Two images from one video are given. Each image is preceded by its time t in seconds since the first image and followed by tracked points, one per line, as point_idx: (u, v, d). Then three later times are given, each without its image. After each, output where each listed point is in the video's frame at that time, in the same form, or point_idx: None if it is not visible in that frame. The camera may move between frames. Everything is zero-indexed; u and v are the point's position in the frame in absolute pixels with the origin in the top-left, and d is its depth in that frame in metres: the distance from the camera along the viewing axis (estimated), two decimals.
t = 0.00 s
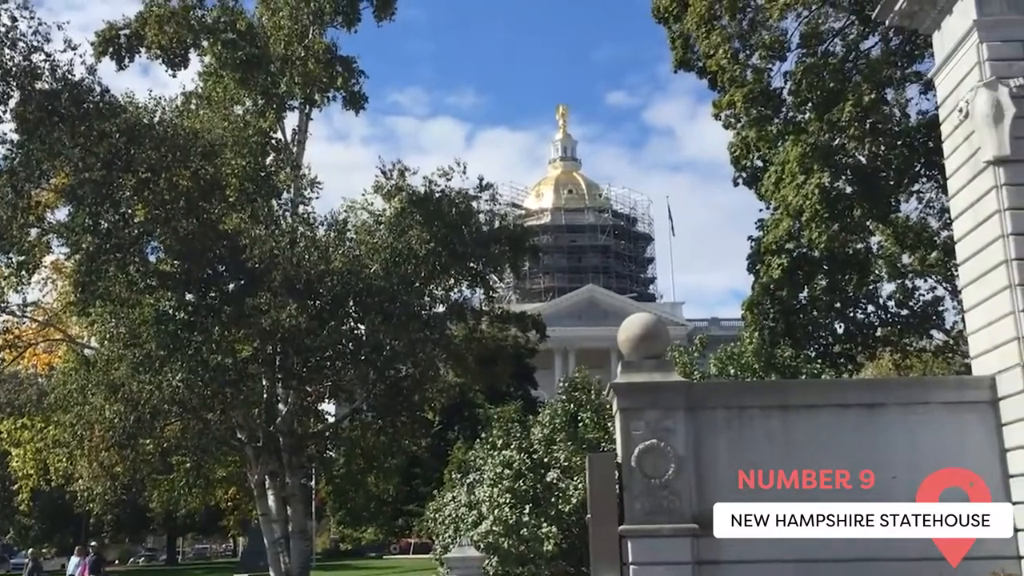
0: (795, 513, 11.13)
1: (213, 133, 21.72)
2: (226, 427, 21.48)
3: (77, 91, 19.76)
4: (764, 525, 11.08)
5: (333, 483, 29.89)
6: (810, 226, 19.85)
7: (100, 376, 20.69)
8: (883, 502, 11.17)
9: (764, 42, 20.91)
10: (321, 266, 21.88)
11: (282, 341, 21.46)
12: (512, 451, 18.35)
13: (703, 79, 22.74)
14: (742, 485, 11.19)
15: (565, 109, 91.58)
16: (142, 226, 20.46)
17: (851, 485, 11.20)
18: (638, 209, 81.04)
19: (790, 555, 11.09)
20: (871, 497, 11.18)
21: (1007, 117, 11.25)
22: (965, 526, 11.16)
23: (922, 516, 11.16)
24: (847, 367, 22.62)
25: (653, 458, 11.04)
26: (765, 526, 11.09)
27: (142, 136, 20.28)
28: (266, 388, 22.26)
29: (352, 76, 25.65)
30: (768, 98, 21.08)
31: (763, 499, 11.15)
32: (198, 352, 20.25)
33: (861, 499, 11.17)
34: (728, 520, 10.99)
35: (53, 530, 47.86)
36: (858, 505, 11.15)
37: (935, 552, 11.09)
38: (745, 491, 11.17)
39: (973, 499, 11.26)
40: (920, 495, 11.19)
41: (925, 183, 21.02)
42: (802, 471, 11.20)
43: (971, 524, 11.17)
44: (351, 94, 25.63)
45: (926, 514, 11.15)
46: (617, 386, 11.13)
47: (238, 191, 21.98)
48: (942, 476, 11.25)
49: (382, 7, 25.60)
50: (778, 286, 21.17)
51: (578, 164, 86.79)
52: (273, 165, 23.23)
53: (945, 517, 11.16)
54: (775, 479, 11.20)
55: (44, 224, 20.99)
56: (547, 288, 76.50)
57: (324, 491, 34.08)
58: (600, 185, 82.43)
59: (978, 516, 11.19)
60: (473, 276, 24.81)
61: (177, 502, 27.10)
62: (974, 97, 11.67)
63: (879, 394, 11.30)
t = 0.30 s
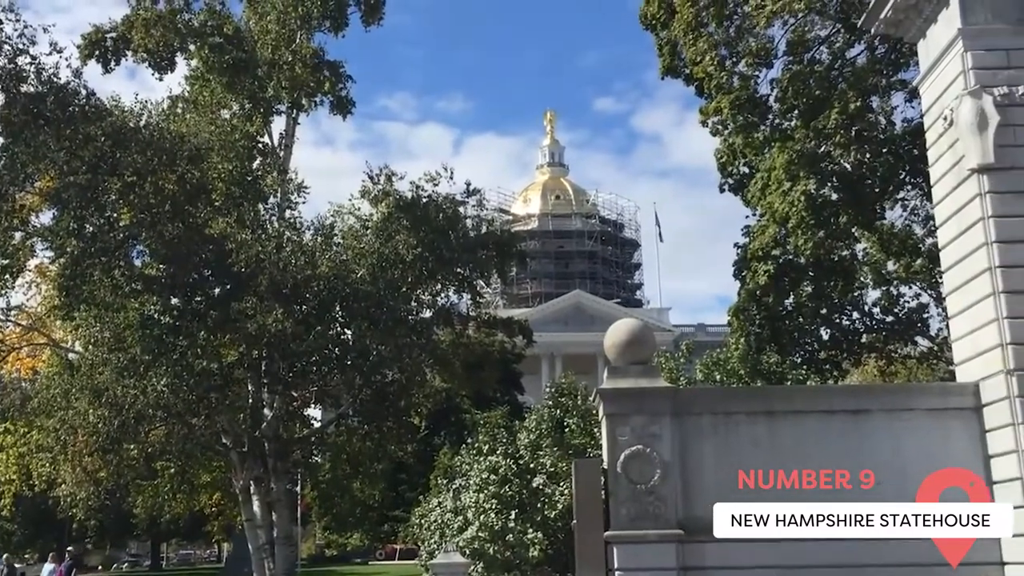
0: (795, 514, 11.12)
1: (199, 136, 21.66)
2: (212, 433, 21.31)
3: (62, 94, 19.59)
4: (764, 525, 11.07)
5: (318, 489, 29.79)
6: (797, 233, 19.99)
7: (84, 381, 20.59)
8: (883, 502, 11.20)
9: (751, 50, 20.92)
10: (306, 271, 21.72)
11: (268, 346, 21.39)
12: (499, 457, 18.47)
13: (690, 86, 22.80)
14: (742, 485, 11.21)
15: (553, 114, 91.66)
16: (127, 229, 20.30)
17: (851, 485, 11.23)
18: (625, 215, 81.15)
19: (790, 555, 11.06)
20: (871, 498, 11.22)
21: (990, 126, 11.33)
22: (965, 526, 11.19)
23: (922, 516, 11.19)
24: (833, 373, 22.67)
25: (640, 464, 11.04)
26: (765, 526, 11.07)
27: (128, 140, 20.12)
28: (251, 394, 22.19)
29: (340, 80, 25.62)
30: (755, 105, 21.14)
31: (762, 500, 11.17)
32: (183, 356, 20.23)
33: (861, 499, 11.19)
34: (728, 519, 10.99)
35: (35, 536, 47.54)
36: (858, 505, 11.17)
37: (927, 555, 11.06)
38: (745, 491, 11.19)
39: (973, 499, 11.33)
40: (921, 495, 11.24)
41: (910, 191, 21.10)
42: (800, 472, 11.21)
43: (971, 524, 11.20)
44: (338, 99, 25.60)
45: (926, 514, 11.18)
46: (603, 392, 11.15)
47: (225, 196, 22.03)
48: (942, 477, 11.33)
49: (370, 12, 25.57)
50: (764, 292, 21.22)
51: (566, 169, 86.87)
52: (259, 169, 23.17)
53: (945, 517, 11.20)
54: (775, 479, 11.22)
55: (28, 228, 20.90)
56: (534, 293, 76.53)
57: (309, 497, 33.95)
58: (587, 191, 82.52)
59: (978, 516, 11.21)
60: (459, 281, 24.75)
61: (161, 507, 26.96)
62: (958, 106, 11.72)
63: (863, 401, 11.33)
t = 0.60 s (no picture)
0: (795, 513, 11.14)
1: (187, 139, 21.61)
2: (198, 436, 21.48)
3: (50, 96, 19.50)
4: (764, 525, 11.09)
5: (306, 492, 29.71)
6: (784, 236, 20.13)
7: (70, 384, 20.62)
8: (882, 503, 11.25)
9: (738, 55, 20.97)
10: (294, 274, 21.67)
11: (256, 349, 21.35)
12: (487, 461, 18.46)
13: (678, 90, 22.85)
14: (742, 485, 11.24)
15: (542, 119, 91.72)
16: (114, 232, 20.18)
17: (851, 485, 11.27)
18: (614, 219, 81.23)
19: (791, 555, 11.07)
20: (871, 498, 11.27)
21: (976, 131, 11.39)
22: (967, 526, 11.15)
23: (922, 516, 11.24)
24: (820, 376, 22.73)
25: (627, 468, 11.04)
26: (765, 526, 11.09)
27: (115, 143, 20.02)
28: (238, 398, 22.27)
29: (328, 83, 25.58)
30: (743, 109, 21.19)
31: (762, 500, 11.20)
32: (170, 360, 20.17)
33: (861, 499, 11.23)
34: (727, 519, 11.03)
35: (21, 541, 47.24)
36: (859, 506, 11.21)
37: (909, 558, 11.11)
38: (745, 491, 11.22)
39: (974, 499, 11.26)
40: (921, 495, 11.31)
41: (896, 195, 21.19)
42: (797, 473, 11.24)
43: (974, 524, 11.14)
44: (327, 102, 25.56)
45: (927, 514, 11.24)
46: (590, 396, 11.15)
47: (212, 198, 21.96)
48: (942, 477, 11.36)
49: (359, 15, 25.55)
50: (751, 296, 21.26)
51: (554, 173, 86.93)
52: (247, 172, 23.10)
53: (946, 516, 11.23)
54: (776, 479, 11.25)
55: (14, 231, 20.81)
56: (522, 297, 76.49)
57: (297, 501, 33.85)
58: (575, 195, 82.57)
59: (981, 516, 11.11)
60: (448, 284, 24.71)
61: (147, 512, 26.84)
62: (944, 111, 11.77)
63: (850, 404, 11.36)
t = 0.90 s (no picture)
0: (798, 514, 11.19)
1: (171, 142, 21.51)
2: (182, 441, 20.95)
3: (32, 99, 19.59)
4: (756, 525, 11.12)
5: (291, 497, 29.58)
6: (769, 241, 20.11)
7: (53, 388, 20.49)
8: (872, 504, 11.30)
9: (724, 59, 21.01)
10: (280, 278, 21.49)
11: (241, 353, 21.27)
12: (472, 465, 18.41)
13: (664, 94, 22.87)
14: (742, 485, 11.27)
15: (529, 122, 91.71)
16: (97, 234, 20.24)
17: (849, 485, 11.33)
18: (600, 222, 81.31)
19: (789, 556, 11.10)
20: (869, 498, 11.33)
21: (959, 136, 11.43)
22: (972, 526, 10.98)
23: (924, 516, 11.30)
24: (805, 380, 22.80)
25: (613, 472, 11.04)
26: (757, 526, 11.11)
27: (99, 145, 19.93)
28: (223, 402, 22.28)
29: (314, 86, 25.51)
30: (728, 113, 21.23)
31: (764, 500, 11.24)
32: (154, 363, 20.44)
33: (853, 501, 11.28)
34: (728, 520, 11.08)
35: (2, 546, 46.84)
36: (859, 505, 11.27)
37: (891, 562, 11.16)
38: (745, 492, 11.25)
39: (974, 499, 10.97)
40: (920, 495, 11.38)
41: (880, 200, 21.27)
42: (786, 475, 11.27)
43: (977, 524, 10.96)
44: (312, 104, 25.47)
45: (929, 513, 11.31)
46: (576, 400, 11.16)
47: (197, 202, 21.86)
48: (942, 477, 11.37)
49: (345, 18, 25.49)
50: (737, 300, 21.28)
51: (541, 177, 86.94)
52: (232, 175, 22.99)
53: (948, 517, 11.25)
54: (775, 479, 11.29)
55: None
56: (509, 300, 76.40)
57: (281, 505, 33.70)
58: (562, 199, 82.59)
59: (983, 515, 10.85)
60: (434, 288, 24.64)
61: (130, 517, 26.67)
62: (927, 116, 11.81)
63: (834, 408, 11.40)
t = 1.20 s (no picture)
0: (798, 516, 11.18)
1: (155, 145, 21.42)
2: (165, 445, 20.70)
3: (15, 100, 19.54)
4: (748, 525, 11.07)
5: (275, 501, 29.47)
6: (752, 245, 20.22)
7: (35, 392, 20.49)
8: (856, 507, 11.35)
9: (709, 64, 21.08)
10: (263, 282, 21.46)
11: (225, 356, 21.21)
12: (456, 469, 18.46)
13: (648, 99, 22.93)
14: (730, 488, 11.29)
15: (515, 126, 91.76)
16: (80, 238, 19.97)
17: (837, 489, 11.36)
18: (585, 226, 81.41)
19: (779, 559, 11.07)
20: (858, 502, 11.37)
21: (942, 142, 11.49)
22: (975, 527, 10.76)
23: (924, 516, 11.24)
24: (788, 384, 22.88)
25: (597, 476, 11.03)
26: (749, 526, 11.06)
27: (82, 147, 19.87)
28: (207, 405, 22.16)
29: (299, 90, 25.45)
30: (712, 118, 21.29)
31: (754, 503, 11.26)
32: (137, 367, 20.40)
33: (839, 503, 11.30)
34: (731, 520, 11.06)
35: None
36: (849, 508, 11.30)
37: (875, 565, 11.14)
38: (735, 494, 11.27)
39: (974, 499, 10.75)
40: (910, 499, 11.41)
41: (863, 204, 21.39)
42: (771, 477, 11.29)
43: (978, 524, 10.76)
44: (297, 108, 25.43)
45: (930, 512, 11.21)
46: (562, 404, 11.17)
47: (180, 204, 21.84)
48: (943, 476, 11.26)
49: (330, 21, 25.47)
50: (721, 304, 21.34)
51: (526, 181, 87.02)
52: (217, 178, 22.91)
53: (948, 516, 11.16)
54: (765, 481, 11.32)
55: None
56: (494, 304, 76.36)
57: (265, 509, 33.57)
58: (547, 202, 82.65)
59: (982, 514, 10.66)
60: (419, 292, 24.59)
61: (112, 521, 26.50)
62: (910, 121, 11.86)
63: (817, 411, 11.48)
